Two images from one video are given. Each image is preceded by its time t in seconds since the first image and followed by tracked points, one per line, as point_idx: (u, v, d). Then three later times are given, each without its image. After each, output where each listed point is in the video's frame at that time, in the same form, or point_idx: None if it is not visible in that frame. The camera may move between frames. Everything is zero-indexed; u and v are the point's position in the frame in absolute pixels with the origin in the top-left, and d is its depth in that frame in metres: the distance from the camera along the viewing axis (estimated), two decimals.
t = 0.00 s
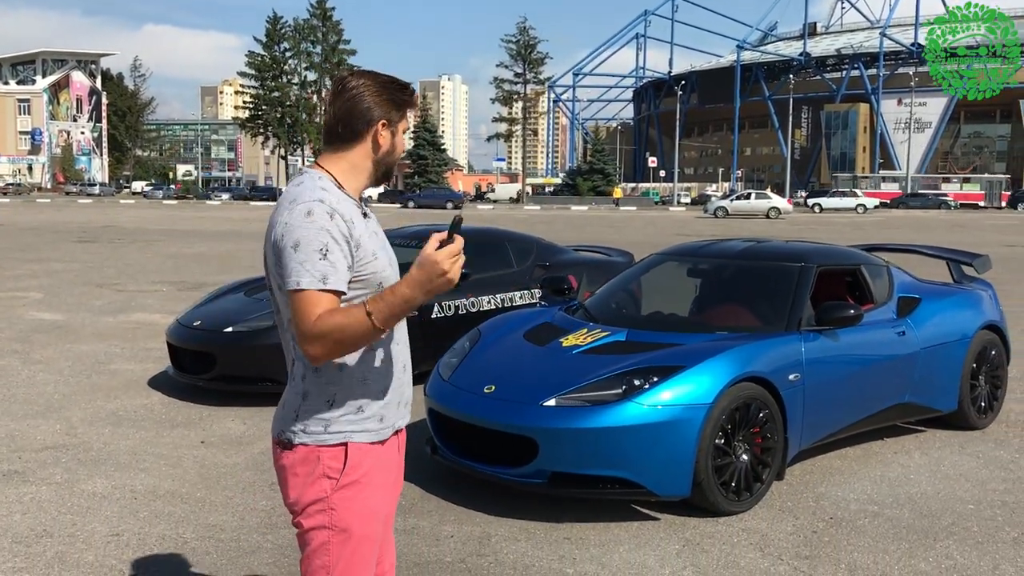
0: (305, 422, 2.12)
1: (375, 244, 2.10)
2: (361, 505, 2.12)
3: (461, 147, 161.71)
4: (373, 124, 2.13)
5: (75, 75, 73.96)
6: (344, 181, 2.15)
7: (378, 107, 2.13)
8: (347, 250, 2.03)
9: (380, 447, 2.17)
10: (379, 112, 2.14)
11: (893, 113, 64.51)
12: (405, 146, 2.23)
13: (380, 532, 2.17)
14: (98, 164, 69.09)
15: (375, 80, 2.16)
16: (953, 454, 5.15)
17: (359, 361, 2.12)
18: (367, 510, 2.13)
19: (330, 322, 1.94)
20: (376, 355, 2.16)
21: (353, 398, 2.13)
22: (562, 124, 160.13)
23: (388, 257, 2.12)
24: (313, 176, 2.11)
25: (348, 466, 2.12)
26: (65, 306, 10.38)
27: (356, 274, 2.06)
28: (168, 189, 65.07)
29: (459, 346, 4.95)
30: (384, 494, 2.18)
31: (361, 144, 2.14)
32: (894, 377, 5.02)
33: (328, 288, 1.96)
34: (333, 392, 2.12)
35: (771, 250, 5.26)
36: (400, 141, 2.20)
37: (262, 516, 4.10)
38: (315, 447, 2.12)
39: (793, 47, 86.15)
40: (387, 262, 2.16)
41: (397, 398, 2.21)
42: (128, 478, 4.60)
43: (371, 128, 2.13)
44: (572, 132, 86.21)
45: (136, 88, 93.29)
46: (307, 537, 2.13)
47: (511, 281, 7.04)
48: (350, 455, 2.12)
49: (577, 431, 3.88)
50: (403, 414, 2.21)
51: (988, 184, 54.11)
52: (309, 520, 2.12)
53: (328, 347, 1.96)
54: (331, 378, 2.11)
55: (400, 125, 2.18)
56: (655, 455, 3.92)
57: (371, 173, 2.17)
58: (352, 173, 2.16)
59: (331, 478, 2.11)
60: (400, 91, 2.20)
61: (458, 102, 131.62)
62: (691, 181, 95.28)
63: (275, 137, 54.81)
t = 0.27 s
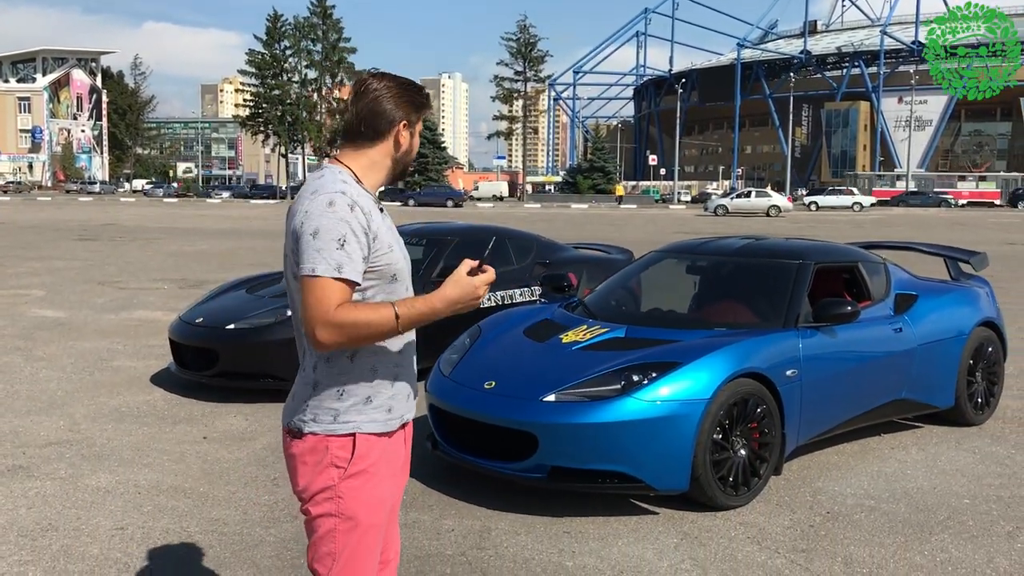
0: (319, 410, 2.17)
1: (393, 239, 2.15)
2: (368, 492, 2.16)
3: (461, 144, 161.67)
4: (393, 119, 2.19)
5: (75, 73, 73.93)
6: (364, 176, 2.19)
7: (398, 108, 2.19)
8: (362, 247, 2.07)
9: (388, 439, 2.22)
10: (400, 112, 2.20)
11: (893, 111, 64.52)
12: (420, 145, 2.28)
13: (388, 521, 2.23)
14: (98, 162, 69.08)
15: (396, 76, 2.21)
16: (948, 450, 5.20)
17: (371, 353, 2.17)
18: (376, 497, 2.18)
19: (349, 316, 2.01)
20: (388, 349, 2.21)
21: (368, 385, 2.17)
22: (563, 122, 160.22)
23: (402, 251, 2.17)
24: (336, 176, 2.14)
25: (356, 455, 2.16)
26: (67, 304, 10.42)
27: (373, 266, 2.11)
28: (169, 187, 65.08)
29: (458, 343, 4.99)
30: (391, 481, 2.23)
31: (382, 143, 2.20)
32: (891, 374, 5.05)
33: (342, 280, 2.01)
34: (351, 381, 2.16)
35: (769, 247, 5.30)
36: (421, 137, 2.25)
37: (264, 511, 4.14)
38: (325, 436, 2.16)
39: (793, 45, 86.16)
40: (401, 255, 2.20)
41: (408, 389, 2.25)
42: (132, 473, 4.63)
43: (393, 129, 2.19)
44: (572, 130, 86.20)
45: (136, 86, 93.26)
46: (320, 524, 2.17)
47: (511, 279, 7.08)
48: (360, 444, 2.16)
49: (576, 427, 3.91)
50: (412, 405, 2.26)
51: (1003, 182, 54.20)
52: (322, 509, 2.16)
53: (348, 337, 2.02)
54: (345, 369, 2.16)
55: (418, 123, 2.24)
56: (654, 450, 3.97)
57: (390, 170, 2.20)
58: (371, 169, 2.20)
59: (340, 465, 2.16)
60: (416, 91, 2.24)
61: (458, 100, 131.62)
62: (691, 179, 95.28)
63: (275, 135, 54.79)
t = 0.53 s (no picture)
0: (329, 399, 2.23)
1: (402, 234, 2.21)
2: (376, 476, 2.22)
3: (461, 143, 161.79)
4: (404, 117, 2.24)
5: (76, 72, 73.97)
6: (374, 171, 2.25)
7: (409, 105, 2.24)
8: (371, 243, 2.13)
9: (397, 427, 2.27)
10: (411, 112, 2.26)
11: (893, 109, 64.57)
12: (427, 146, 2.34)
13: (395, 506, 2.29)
14: (99, 161, 69.12)
15: (405, 78, 2.27)
16: (943, 444, 5.25)
17: (380, 345, 2.23)
18: (385, 482, 2.23)
19: (356, 311, 2.07)
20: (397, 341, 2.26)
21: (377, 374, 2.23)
22: (563, 121, 160.35)
23: (410, 246, 2.23)
24: (348, 173, 2.19)
25: (367, 439, 2.21)
26: (69, 301, 10.47)
27: (381, 259, 2.17)
28: (169, 186, 65.13)
29: (458, 338, 5.03)
30: (399, 467, 2.28)
31: (393, 140, 2.25)
32: (886, 369, 5.11)
33: (351, 274, 2.08)
34: (362, 371, 2.22)
35: (765, 244, 5.36)
36: (429, 134, 2.31)
37: (266, 503, 4.19)
38: (336, 422, 2.21)
39: (793, 44, 86.19)
40: (410, 249, 2.26)
41: (417, 378, 2.30)
42: (135, 468, 4.69)
43: (403, 127, 2.25)
44: (573, 129, 86.22)
45: (136, 84, 93.23)
46: (331, 507, 2.22)
47: (511, 276, 7.14)
48: (369, 430, 2.21)
49: (575, 420, 3.97)
50: (419, 395, 2.31)
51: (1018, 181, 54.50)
52: (334, 494, 2.21)
53: (359, 329, 2.08)
54: (354, 357, 2.21)
55: (427, 120, 2.30)
56: (653, 444, 4.02)
57: (398, 168, 2.26)
58: (382, 167, 2.26)
59: (350, 450, 2.21)
60: (425, 90, 2.30)
61: (458, 99, 131.67)
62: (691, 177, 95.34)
63: (275, 134, 54.84)
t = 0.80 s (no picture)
0: (333, 388, 2.30)
1: (402, 229, 2.27)
2: (376, 462, 2.28)
3: (461, 141, 161.98)
4: (406, 118, 2.30)
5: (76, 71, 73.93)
6: (376, 168, 2.31)
7: (414, 103, 2.30)
8: (370, 238, 2.20)
9: (402, 415, 2.34)
10: (414, 110, 2.31)
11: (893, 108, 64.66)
12: (428, 145, 2.38)
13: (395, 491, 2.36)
14: (99, 159, 69.26)
15: (410, 76, 2.32)
16: (937, 439, 5.32)
17: (382, 337, 2.30)
18: (385, 468, 2.29)
19: (351, 303, 2.14)
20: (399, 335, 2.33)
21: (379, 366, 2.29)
22: (562, 120, 160.81)
23: (412, 239, 2.29)
24: (352, 168, 2.26)
25: (368, 426, 2.28)
26: (71, 299, 10.55)
27: (380, 253, 2.23)
28: (169, 184, 65.20)
29: (458, 334, 5.09)
30: (400, 453, 2.34)
31: (395, 136, 2.31)
32: (880, 364, 5.17)
33: (346, 268, 2.15)
34: (364, 361, 2.28)
35: (761, 241, 5.41)
36: (434, 132, 2.37)
37: (269, 496, 4.26)
38: (339, 409, 2.28)
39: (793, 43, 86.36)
40: (409, 243, 2.31)
41: (418, 370, 2.36)
42: (139, 461, 4.75)
43: (405, 124, 2.30)
44: (572, 127, 86.32)
45: (136, 83, 93.24)
46: (333, 492, 2.28)
47: (511, 273, 7.22)
48: (371, 417, 2.28)
49: (572, 414, 4.02)
50: (420, 385, 2.37)
51: None
52: (335, 478, 2.28)
53: (355, 319, 2.15)
54: (356, 347, 2.28)
55: (432, 117, 2.35)
56: (650, 437, 4.08)
57: (398, 166, 2.32)
58: (383, 163, 2.32)
59: (351, 436, 2.27)
60: (429, 87, 2.35)
61: (458, 97, 131.75)
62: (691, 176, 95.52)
63: (275, 133, 54.91)
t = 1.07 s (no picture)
0: (332, 381, 2.37)
1: (395, 225, 2.33)
2: (370, 452, 2.33)
3: (461, 139, 162.20)
4: (403, 118, 2.34)
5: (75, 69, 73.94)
6: (373, 167, 2.37)
7: (413, 101, 2.35)
8: (361, 236, 2.26)
9: (396, 406, 2.40)
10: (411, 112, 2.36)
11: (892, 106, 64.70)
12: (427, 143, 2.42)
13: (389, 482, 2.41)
14: (99, 158, 69.37)
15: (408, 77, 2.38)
16: (930, 434, 5.38)
17: (377, 330, 2.37)
18: (380, 457, 2.35)
19: (337, 297, 2.22)
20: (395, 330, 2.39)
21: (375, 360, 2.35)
22: (561, 118, 161.05)
23: (405, 237, 2.35)
24: (349, 168, 2.33)
25: (362, 416, 2.34)
26: (71, 296, 10.61)
27: (373, 249, 2.30)
28: (168, 182, 65.29)
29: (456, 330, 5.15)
30: (395, 445, 2.40)
31: (390, 136, 2.36)
32: (874, 361, 5.22)
33: (336, 263, 2.23)
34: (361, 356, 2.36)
35: (756, 239, 5.47)
36: (433, 133, 2.41)
37: (269, 490, 4.32)
38: (336, 399, 2.35)
39: (792, 41, 86.46)
40: (404, 238, 2.36)
41: (415, 362, 2.42)
42: (141, 457, 4.81)
43: (400, 125, 2.35)
44: (572, 126, 86.44)
45: (136, 82, 93.28)
46: (329, 479, 2.35)
47: (508, 271, 7.27)
48: (365, 407, 2.34)
49: (567, 409, 4.08)
50: (416, 378, 2.42)
51: None
52: (330, 467, 2.35)
53: (347, 314, 2.23)
54: (351, 339, 2.36)
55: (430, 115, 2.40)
56: (644, 432, 4.14)
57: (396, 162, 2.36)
58: (381, 163, 2.38)
59: (345, 426, 2.34)
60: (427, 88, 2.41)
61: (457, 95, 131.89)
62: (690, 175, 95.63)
63: (274, 131, 54.98)
